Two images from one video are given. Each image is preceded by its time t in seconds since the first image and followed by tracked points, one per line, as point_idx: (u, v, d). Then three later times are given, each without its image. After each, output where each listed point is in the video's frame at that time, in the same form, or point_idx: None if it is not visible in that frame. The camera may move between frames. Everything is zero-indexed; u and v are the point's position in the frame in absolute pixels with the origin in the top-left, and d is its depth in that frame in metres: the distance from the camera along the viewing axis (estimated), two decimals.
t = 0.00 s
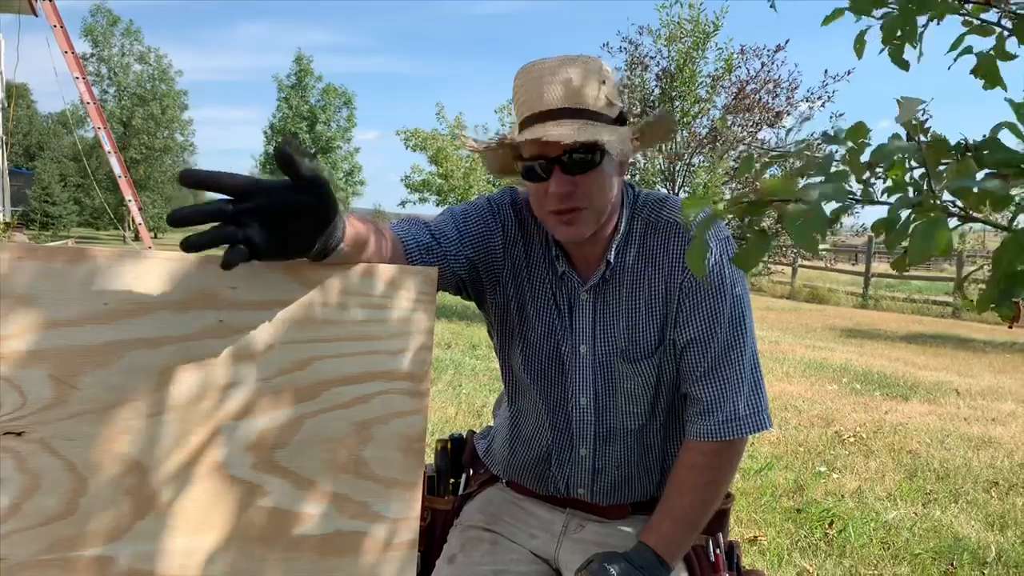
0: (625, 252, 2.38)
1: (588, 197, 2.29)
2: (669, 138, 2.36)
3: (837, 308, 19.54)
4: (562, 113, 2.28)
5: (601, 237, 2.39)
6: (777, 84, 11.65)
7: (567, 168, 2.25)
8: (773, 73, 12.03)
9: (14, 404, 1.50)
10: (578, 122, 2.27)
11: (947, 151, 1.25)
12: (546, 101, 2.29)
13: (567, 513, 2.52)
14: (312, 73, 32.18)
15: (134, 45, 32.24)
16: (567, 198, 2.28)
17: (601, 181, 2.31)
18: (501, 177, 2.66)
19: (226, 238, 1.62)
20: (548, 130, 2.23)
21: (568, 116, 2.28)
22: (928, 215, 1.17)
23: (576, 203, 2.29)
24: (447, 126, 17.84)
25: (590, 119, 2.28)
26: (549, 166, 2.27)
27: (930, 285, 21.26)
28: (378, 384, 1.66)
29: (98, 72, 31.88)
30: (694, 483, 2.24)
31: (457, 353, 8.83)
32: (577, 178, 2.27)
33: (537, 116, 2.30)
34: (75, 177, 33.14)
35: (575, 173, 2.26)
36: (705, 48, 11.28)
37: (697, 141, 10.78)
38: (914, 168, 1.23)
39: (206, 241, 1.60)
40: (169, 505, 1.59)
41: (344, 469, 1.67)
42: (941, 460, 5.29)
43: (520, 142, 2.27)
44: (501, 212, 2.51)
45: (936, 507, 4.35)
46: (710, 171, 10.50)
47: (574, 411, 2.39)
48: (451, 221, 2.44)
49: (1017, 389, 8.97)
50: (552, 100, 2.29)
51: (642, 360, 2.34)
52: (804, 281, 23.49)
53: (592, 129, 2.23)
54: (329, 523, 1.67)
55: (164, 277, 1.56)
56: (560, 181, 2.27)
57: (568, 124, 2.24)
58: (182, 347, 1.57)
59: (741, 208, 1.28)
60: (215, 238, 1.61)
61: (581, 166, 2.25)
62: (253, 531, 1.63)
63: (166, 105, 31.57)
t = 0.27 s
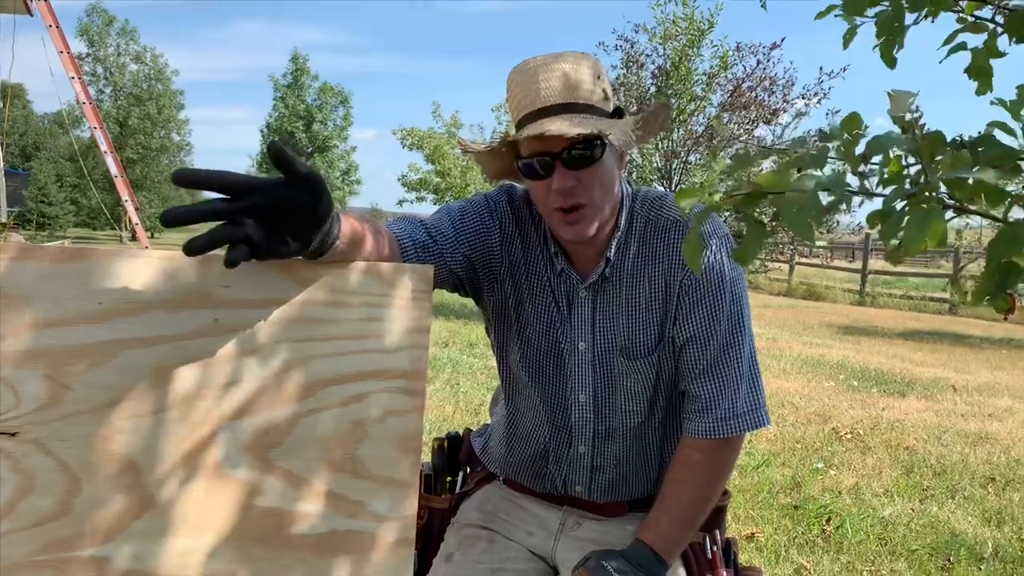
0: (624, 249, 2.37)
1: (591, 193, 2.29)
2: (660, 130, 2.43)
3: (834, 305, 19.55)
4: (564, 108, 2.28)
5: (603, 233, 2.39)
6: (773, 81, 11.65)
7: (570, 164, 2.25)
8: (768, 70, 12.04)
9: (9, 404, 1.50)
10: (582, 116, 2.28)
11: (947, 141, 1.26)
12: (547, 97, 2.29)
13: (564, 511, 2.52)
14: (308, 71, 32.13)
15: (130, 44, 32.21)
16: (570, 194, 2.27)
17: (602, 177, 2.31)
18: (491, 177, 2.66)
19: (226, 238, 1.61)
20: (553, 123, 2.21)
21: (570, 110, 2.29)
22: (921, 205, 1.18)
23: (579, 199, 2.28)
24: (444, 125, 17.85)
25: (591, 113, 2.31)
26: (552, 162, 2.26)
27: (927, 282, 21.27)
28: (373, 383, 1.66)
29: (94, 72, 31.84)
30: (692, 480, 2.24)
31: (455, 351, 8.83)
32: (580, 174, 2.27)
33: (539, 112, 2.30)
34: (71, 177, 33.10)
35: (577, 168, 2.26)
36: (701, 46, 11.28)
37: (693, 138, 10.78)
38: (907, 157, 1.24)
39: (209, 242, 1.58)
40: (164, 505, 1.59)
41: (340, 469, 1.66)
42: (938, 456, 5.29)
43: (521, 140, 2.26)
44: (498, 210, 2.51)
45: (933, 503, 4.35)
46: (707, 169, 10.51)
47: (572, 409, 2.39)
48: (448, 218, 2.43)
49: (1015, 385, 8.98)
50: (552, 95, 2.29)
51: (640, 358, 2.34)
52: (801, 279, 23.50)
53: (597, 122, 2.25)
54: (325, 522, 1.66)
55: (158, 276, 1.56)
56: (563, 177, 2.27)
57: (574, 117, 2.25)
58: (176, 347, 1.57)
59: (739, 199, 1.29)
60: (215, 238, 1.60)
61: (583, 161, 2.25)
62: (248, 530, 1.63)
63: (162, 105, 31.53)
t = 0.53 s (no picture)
0: (621, 249, 2.37)
1: (590, 193, 2.29)
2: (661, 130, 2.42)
3: (833, 303, 19.57)
4: (564, 108, 2.28)
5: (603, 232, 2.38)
6: (771, 79, 11.65)
7: (567, 164, 2.25)
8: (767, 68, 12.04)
9: (4, 404, 1.50)
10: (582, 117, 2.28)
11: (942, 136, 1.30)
12: (547, 97, 2.29)
13: (562, 510, 2.52)
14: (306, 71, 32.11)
15: (128, 44, 32.17)
16: (568, 194, 2.27)
17: (601, 177, 2.31)
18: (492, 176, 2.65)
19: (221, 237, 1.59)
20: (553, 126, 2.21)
21: (571, 110, 2.29)
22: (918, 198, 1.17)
23: (578, 200, 2.28)
24: (443, 124, 17.85)
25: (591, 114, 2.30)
26: (548, 163, 2.27)
27: (926, 279, 21.28)
28: (369, 383, 1.66)
29: (92, 72, 31.81)
30: (691, 480, 2.24)
31: (454, 350, 8.83)
32: (578, 174, 2.27)
33: (539, 111, 2.29)
34: (70, 177, 33.09)
35: (576, 168, 2.25)
36: (699, 44, 11.28)
37: (692, 136, 10.78)
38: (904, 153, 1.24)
39: (206, 241, 1.56)
40: (160, 505, 1.59)
41: (336, 469, 1.66)
42: (936, 454, 5.30)
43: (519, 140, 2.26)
44: (495, 210, 2.51)
45: (931, 500, 4.36)
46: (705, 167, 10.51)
47: (571, 408, 2.39)
48: (445, 218, 2.43)
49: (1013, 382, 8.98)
50: (552, 95, 2.29)
51: (639, 357, 2.34)
52: (800, 276, 23.50)
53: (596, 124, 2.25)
54: (321, 523, 1.66)
55: (153, 276, 1.55)
56: (561, 178, 2.26)
57: (574, 119, 2.25)
58: (172, 347, 1.57)
59: (733, 191, 1.30)
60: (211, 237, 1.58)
61: (581, 161, 2.25)
62: (244, 530, 1.63)
63: (160, 105, 31.51)
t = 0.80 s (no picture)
0: (622, 247, 2.36)
1: (589, 193, 2.29)
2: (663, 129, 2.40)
3: (835, 300, 19.53)
4: (564, 109, 2.27)
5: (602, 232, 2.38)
6: (773, 76, 11.63)
7: (567, 165, 2.25)
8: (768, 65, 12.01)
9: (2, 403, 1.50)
10: (582, 118, 2.27)
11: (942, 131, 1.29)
12: (547, 98, 2.28)
13: (564, 508, 2.51)
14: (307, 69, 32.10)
15: (129, 44, 32.16)
16: (568, 196, 2.26)
17: (601, 177, 2.30)
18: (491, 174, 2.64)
19: (221, 238, 1.57)
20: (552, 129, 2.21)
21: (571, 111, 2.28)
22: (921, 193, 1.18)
23: (578, 201, 2.28)
24: (444, 122, 17.83)
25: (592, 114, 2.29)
26: (548, 164, 2.26)
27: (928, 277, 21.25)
28: (368, 381, 1.65)
29: (93, 71, 31.79)
30: (692, 478, 2.23)
31: (455, 349, 8.82)
32: (578, 175, 2.26)
33: (539, 112, 2.28)
34: (71, 177, 33.10)
35: (576, 170, 2.25)
36: (700, 41, 11.25)
37: (693, 134, 10.76)
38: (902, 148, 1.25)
39: (206, 243, 1.54)
40: (160, 504, 1.58)
41: (336, 467, 1.65)
42: (939, 451, 5.28)
43: (518, 141, 2.25)
44: (494, 208, 2.50)
45: (934, 498, 4.34)
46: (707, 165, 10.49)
47: (571, 407, 2.38)
48: (443, 217, 2.42)
49: (1016, 379, 8.97)
50: (551, 96, 2.28)
51: (639, 355, 2.33)
52: (802, 274, 23.47)
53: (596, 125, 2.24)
54: (321, 522, 1.65)
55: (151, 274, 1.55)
56: (561, 180, 2.26)
57: (574, 122, 2.24)
58: (171, 346, 1.57)
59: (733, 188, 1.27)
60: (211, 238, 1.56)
61: (581, 163, 2.25)
62: (244, 530, 1.62)
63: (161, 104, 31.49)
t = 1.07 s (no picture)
0: (624, 244, 2.36)
1: (591, 189, 2.28)
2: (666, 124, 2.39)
3: (840, 297, 19.50)
4: (566, 104, 2.27)
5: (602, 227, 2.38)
6: (777, 72, 11.60)
7: (568, 161, 2.24)
8: (772, 61, 11.99)
9: (3, 400, 1.50)
10: (586, 113, 2.27)
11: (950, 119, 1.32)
12: (548, 93, 2.28)
13: (566, 505, 2.51)
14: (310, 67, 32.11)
15: (132, 42, 32.20)
16: (570, 192, 2.26)
17: (603, 173, 2.30)
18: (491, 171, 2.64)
19: (221, 236, 1.57)
20: (553, 124, 2.20)
21: (572, 107, 2.28)
22: (924, 181, 1.19)
23: (579, 197, 2.27)
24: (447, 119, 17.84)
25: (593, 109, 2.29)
26: (549, 160, 2.25)
27: (933, 273, 21.19)
28: (369, 377, 1.65)
29: (97, 70, 31.83)
30: (696, 475, 2.23)
31: (459, 346, 8.82)
32: (580, 172, 2.26)
33: (541, 108, 2.29)
34: (76, 175, 33.16)
35: (577, 166, 2.25)
36: (704, 37, 11.23)
37: (697, 130, 10.74)
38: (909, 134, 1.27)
39: (207, 241, 1.55)
40: (161, 501, 1.58)
41: (337, 463, 1.65)
42: (943, 447, 5.27)
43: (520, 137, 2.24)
44: (495, 205, 2.50)
45: (939, 494, 4.33)
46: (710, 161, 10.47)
47: (574, 404, 2.38)
48: (443, 214, 2.42)
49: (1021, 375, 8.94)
50: (553, 92, 2.28)
51: (642, 351, 2.33)
52: (807, 270, 23.44)
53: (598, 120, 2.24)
54: (322, 517, 1.65)
55: (150, 270, 1.55)
56: (562, 176, 2.25)
57: (579, 116, 2.24)
58: (171, 342, 1.57)
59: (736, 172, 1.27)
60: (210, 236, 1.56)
61: (583, 159, 2.24)
62: (245, 526, 1.62)
63: (165, 102, 31.51)
